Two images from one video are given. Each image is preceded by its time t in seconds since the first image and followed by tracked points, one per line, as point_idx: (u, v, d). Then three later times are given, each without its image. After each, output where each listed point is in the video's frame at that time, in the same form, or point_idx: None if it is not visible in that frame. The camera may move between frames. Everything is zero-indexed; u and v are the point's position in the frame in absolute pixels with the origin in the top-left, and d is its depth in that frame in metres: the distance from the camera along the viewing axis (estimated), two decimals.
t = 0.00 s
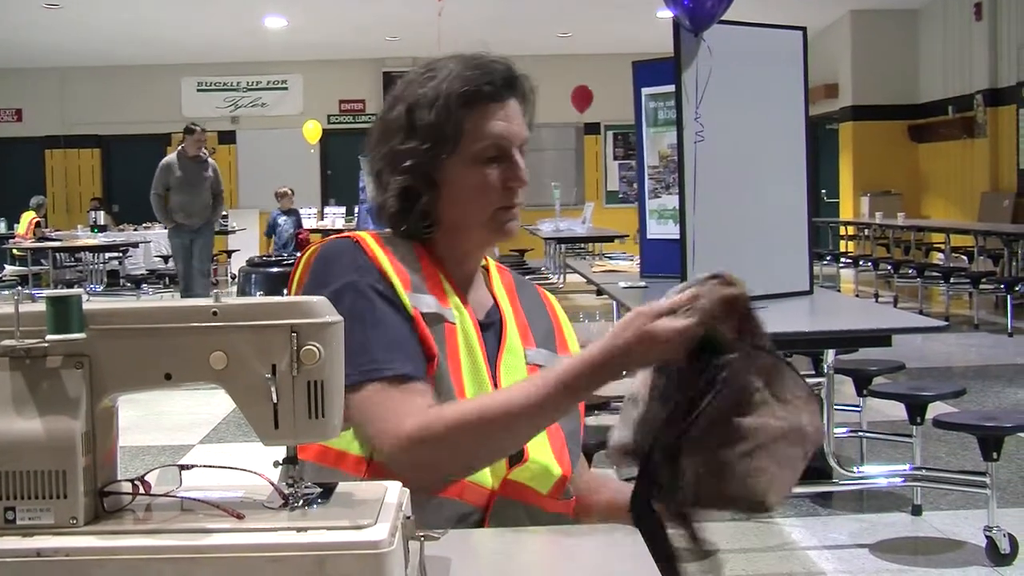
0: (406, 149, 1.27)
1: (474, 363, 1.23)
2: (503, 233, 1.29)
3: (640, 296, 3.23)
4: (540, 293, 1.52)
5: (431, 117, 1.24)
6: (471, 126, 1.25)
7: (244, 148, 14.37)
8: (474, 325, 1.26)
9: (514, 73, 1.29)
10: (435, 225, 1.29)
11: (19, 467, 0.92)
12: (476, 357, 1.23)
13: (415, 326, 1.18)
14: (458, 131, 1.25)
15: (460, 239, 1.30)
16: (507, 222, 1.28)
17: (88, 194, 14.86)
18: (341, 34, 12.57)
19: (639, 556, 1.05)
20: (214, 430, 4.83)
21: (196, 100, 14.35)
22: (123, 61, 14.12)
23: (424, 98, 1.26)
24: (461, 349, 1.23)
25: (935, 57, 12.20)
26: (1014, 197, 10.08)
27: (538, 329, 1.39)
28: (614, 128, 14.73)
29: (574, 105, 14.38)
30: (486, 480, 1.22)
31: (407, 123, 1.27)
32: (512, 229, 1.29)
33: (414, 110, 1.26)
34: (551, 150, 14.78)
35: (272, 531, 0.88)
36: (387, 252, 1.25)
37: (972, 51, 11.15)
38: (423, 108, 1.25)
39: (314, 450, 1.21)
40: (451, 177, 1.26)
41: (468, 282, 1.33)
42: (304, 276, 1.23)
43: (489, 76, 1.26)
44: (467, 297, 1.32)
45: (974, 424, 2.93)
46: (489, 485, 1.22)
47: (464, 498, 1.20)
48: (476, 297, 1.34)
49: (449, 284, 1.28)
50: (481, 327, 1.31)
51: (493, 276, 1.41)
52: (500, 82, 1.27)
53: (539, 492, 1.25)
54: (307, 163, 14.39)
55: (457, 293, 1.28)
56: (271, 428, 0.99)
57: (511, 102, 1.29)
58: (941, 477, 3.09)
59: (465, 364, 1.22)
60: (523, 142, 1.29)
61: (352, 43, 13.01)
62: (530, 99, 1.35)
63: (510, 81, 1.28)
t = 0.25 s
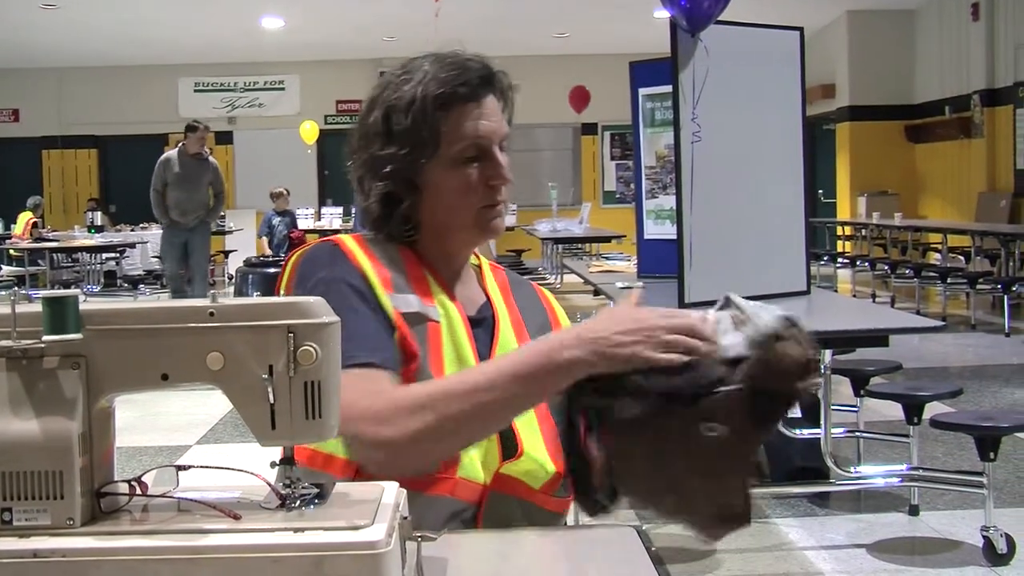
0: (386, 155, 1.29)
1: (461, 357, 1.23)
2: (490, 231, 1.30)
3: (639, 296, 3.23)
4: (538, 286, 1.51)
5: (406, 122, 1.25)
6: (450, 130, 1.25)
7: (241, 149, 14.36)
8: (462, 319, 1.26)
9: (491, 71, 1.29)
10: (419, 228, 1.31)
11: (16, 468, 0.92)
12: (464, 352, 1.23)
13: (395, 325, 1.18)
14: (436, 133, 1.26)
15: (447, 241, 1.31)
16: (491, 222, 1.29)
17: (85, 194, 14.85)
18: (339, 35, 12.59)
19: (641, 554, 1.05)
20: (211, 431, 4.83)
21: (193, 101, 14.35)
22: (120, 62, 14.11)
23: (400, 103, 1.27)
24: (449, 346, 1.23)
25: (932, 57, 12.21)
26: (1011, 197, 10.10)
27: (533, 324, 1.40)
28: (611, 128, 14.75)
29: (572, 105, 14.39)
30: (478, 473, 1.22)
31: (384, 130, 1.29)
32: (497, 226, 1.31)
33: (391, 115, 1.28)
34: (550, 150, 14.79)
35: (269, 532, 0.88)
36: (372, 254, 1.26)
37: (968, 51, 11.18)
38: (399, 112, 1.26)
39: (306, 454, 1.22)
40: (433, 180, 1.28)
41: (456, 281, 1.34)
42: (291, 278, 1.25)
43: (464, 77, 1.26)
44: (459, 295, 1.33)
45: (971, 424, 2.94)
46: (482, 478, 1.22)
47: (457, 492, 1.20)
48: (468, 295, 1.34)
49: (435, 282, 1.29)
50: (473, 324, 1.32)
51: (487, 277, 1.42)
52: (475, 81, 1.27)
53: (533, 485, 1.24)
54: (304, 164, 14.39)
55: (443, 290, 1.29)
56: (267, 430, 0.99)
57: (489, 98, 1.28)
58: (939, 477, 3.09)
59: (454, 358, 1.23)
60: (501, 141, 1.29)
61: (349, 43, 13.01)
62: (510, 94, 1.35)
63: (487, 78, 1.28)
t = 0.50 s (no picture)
0: (360, 161, 1.31)
1: (444, 359, 1.23)
2: (471, 225, 1.32)
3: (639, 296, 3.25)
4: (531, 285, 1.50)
5: (378, 127, 1.27)
6: (420, 130, 1.27)
7: (237, 149, 14.36)
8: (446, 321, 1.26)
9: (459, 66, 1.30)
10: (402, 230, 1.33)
11: (12, 467, 0.92)
12: (447, 355, 1.23)
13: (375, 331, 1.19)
14: (406, 135, 1.27)
15: (431, 239, 1.33)
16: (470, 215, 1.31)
17: (81, 195, 14.85)
18: (336, 35, 12.59)
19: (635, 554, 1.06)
20: (208, 431, 4.83)
21: (190, 101, 14.34)
22: (117, 62, 14.10)
23: (366, 108, 1.28)
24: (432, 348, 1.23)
25: (928, 57, 12.21)
26: (1007, 197, 10.10)
27: (526, 324, 1.38)
28: (608, 129, 14.74)
29: (568, 106, 14.39)
30: (457, 475, 1.22)
31: (354, 135, 1.30)
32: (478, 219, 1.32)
33: (360, 121, 1.29)
34: (546, 150, 14.78)
35: (266, 532, 0.88)
36: (351, 259, 1.27)
37: (965, 52, 11.19)
38: (367, 118, 1.28)
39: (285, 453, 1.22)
40: (410, 181, 1.30)
41: (440, 278, 1.35)
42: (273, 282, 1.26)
43: (431, 74, 1.27)
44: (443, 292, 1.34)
45: (968, 424, 2.93)
46: (461, 481, 1.22)
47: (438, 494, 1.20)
48: (452, 296, 1.34)
49: (418, 283, 1.29)
50: (458, 325, 1.32)
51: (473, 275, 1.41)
52: (441, 78, 1.27)
53: (514, 487, 1.24)
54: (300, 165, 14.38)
55: (426, 291, 1.29)
56: (264, 430, 0.99)
57: (456, 92, 1.29)
58: (936, 477, 3.09)
59: (436, 361, 1.23)
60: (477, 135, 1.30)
61: (346, 43, 13.00)
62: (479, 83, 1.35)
63: (452, 73, 1.28)
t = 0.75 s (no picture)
0: (340, 164, 1.31)
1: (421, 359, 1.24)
2: (452, 226, 1.32)
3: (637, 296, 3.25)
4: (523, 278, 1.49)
5: (358, 128, 1.27)
6: (399, 130, 1.27)
7: (235, 150, 14.35)
8: (422, 319, 1.27)
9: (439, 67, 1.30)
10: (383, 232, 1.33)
11: (11, 469, 0.92)
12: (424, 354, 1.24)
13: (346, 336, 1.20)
14: (386, 137, 1.27)
15: (410, 240, 1.32)
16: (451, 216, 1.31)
17: (79, 196, 14.85)
18: (333, 36, 12.60)
19: (627, 552, 1.06)
20: (206, 432, 4.83)
21: (187, 102, 14.33)
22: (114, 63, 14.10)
23: (346, 110, 1.28)
24: (408, 350, 1.24)
25: (926, 59, 12.22)
26: (1004, 198, 10.13)
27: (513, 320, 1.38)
28: (605, 130, 14.75)
29: (565, 107, 14.39)
30: (438, 479, 1.21)
31: (333, 137, 1.30)
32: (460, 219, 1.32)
33: (339, 122, 1.29)
34: (544, 151, 14.79)
35: (262, 533, 0.88)
36: (327, 265, 1.28)
37: (961, 53, 11.22)
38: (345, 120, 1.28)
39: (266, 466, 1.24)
40: (390, 182, 1.29)
41: (423, 280, 1.35)
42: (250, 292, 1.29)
43: (410, 74, 1.27)
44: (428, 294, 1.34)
45: (965, 425, 2.93)
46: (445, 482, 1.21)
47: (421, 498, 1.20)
48: (435, 297, 1.34)
49: (396, 283, 1.30)
50: (440, 324, 1.32)
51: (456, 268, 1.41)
52: (420, 78, 1.28)
53: (504, 485, 1.23)
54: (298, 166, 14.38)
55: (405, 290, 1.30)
56: (261, 431, 0.99)
57: (435, 92, 1.29)
58: (933, 478, 3.09)
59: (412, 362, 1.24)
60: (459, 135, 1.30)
61: (344, 44, 13.00)
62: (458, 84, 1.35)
63: (432, 74, 1.29)
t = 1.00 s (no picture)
0: (316, 166, 1.32)
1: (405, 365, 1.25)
2: (429, 231, 1.33)
3: (633, 297, 3.25)
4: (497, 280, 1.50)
5: (334, 134, 1.27)
6: (378, 136, 1.27)
7: (233, 151, 14.35)
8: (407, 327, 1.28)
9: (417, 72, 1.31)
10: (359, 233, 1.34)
11: (9, 470, 0.92)
12: (408, 361, 1.25)
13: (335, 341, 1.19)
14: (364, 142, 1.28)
15: (387, 243, 1.34)
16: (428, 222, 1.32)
17: (77, 197, 14.85)
18: (331, 37, 12.59)
19: (624, 552, 1.06)
20: (204, 433, 4.83)
21: (186, 103, 14.32)
22: (113, 64, 14.10)
23: (324, 112, 1.28)
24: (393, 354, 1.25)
25: (924, 60, 12.22)
26: (1002, 200, 10.13)
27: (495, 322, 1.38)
28: (603, 131, 14.75)
29: (562, 108, 14.38)
30: (426, 478, 1.23)
31: (311, 140, 1.31)
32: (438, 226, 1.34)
33: (317, 125, 1.29)
34: (541, 152, 14.79)
35: (263, 533, 0.88)
36: (310, 270, 1.29)
37: (959, 54, 11.21)
38: (321, 125, 1.28)
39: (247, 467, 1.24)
40: (366, 187, 1.31)
41: (400, 283, 1.37)
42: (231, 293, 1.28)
43: (392, 81, 1.28)
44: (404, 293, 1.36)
45: (963, 426, 2.93)
46: (428, 482, 1.23)
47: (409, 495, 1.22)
48: (414, 299, 1.36)
49: (378, 285, 1.32)
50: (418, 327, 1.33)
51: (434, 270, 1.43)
52: (401, 83, 1.28)
53: (485, 484, 1.26)
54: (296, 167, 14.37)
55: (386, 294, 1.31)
56: (259, 432, 0.99)
57: (415, 99, 1.30)
58: (931, 479, 3.09)
59: (396, 368, 1.25)
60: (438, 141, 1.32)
61: (342, 45, 12.99)
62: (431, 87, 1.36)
63: (411, 80, 1.29)
